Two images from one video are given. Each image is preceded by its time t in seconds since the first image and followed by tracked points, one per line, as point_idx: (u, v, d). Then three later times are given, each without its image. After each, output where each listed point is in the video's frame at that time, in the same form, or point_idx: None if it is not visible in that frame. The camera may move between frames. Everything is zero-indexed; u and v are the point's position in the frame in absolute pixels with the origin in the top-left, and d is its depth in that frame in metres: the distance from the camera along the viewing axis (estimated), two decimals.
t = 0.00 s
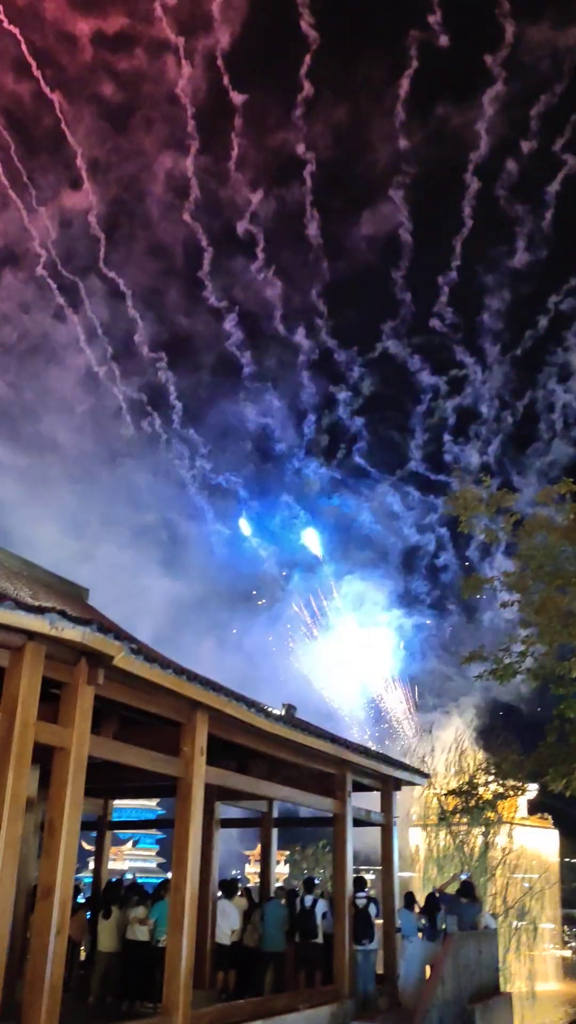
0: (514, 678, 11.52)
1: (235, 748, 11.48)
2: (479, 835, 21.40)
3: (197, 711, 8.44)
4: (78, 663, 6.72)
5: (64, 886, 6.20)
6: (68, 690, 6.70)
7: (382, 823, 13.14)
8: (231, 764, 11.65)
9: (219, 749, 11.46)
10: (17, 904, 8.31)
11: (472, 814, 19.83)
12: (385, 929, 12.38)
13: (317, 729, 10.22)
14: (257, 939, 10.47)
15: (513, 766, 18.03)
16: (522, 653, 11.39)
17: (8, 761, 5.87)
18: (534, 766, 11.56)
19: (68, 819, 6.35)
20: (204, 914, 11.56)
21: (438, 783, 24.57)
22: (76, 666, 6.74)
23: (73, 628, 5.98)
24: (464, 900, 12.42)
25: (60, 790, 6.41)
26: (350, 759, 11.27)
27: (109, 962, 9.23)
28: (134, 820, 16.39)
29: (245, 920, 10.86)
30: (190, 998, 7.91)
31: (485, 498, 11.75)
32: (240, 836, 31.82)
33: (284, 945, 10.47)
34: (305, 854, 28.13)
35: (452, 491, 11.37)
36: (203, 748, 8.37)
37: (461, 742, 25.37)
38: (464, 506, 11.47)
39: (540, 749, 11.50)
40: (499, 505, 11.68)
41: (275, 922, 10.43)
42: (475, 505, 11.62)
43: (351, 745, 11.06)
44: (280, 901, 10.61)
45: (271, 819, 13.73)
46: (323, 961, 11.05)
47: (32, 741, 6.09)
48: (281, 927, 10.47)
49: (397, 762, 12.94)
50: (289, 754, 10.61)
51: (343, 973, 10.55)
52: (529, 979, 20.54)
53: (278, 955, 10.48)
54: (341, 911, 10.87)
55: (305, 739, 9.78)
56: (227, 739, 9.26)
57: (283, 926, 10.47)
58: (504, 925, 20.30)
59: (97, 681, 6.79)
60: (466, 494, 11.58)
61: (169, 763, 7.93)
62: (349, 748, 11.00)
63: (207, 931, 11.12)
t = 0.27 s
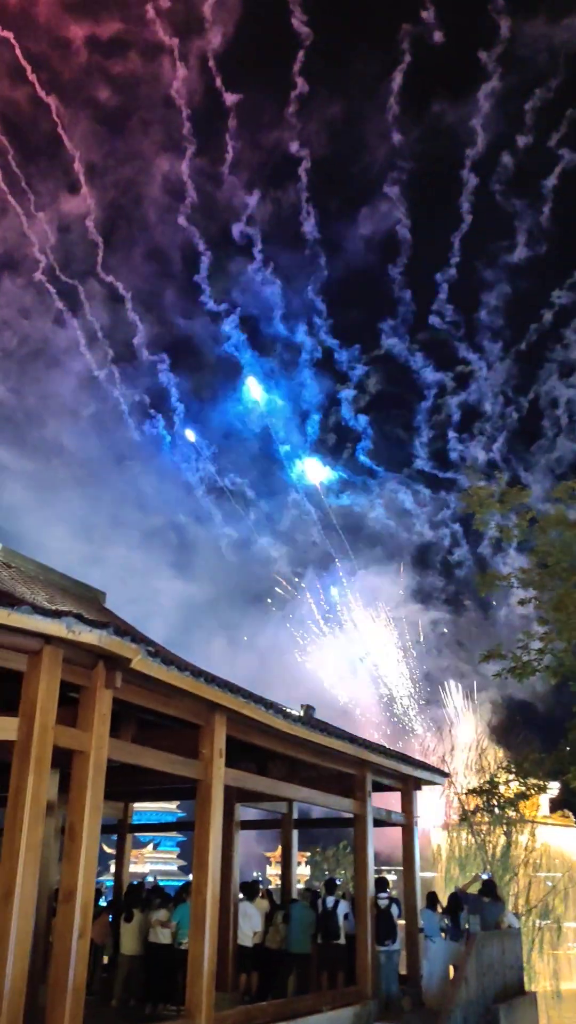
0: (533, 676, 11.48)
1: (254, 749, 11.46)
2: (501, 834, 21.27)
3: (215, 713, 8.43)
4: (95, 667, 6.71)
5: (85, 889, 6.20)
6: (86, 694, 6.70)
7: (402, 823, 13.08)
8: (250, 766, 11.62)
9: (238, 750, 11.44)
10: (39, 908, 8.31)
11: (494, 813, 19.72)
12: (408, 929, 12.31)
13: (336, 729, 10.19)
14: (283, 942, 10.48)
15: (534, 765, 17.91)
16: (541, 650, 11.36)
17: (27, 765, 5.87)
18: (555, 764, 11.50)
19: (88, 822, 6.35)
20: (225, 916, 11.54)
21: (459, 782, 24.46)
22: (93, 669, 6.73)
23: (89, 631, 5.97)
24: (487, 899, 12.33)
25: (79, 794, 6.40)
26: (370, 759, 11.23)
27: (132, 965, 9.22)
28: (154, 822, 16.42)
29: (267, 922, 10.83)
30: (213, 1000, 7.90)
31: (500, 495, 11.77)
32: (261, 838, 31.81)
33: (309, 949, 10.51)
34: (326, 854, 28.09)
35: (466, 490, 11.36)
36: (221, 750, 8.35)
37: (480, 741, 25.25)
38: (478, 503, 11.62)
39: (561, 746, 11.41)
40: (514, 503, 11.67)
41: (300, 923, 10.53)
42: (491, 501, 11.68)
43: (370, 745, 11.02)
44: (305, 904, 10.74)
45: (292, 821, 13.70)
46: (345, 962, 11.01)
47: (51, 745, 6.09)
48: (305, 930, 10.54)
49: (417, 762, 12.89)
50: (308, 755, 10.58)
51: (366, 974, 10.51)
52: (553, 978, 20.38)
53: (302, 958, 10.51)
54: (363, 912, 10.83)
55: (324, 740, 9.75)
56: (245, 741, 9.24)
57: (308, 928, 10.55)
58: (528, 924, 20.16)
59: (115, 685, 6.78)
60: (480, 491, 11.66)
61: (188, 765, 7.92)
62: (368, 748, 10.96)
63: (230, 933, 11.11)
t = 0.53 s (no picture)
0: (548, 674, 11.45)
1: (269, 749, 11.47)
2: (517, 833, 21.19)
3: (230, 713, 8.45)
4: (111, 668, 6.74)
5: (102, 890, 6.22)
6: (102, 695, 6.72)
7: (418, 823, 13.06)
8: (266, 766, 11.64)
9: (253, 750, 11.46)
10: (57, 908, 8.37)
11: (510, 812, 19.65)
12: (425, 929, 12.29)
13: (351, 729, 10.18)
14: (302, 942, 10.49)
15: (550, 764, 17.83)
16: (556, 649, 11.33)
17: (44, 766, 5.90)
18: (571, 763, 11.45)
19: (105, 823, 6.37)
20: (242, 916, 11.56)
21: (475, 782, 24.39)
22: (109, 671, 6.76)
23: (105, 633, 5.99)
24: (504, 899, 12.29)
25: (96, 795, 6.43)
26: (386, 759, 11.22)
27: (149, 965, 9.25)
28: (170, 822, 16.47)
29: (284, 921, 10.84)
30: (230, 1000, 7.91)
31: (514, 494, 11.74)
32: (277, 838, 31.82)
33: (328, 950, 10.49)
34: (342, 854, 28.08)
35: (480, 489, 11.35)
36: (237, 751, 8.37)
37: (496, 740, 25.17)
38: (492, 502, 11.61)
39: None
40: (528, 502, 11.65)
41: (319, 924, 10.50)
42: (505, 500, 11.66)
43: (385, 745, 11.01)
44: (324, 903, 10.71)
45: (308, 821, 13.70)
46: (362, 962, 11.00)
47: (68, 747, 6.12)
48: (324, 931, 10.47)
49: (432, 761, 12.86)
50: (323, 755, 10.58)
51: (383, 974, 10.50)
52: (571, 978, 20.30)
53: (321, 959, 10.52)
54: (380, 911, 10.82)
55: (339, 740, 9.75)
56: (260, 741, 9.26)
57: (327, 928, 10.51)
58: (545, 923, 20.07)
59: (130, 686, 6.80)
60: (494, 490, 11.64)
61: (203, 766, 7.94)
62: (383, 748, 10.95)
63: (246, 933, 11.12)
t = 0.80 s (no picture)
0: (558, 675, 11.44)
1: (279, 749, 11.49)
2: (527, 834, 21.13)
3: (239, 713, 8.46)
4: (120, 668, 6.76)
5: (112, 889, 6.24)
6: (112, 695, 6.75)
7: (428, 824, 13.06)
8: (275, 766, 11.66)
9: (262, 750, 11.47)
10: (67, 907, 8.40)
11: (519, 812, 19.59)
12: (434, 930, 12.26)
13: (360, 729, 10.19)
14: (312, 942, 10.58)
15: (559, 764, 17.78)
16: (565, 650, 11.32)
17: (54, 766, 5.92)
18: None
19: (115, 823, 6.39)
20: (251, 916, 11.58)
21: (484, 782, 24.33)
22: (119, 671, 6.78)
23: (114, 633, 6.02)
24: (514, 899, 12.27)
25: (106, 795, 6.45)
26: (395, 759, 11.23)
27: (159, 964, 9.28)
28: (180, 822, 16.50)
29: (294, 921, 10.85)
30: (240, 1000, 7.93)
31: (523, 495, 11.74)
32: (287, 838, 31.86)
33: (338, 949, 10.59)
34: (351, 854, 28.07)
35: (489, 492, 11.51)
36: (246, 751, 8.39)
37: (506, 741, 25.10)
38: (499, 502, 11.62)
39: None
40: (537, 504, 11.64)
41: (329, 924, 10.58)
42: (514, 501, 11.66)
43: (394, 745, 11.02)
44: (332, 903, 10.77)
45: (317, 821, 13.71)
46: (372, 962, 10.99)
47: (77, 747, 6.14)
48: (334, 931, 10.59)
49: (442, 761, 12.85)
50: (332, 755, 10.60)
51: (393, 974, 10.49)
52: None
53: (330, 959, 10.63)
54: (390, 912, 10.82)
55: (348, 740, 9.76)
56: (269, 741, 9.28)
57: (336, 928, 10.61)
58: (555, 924, 19.98)
59: (140, 686, 6.83)
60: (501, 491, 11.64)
61: (213, 766, 7.96)
62: (392, 748, 10.95)
63: (256, 934, 11.14)
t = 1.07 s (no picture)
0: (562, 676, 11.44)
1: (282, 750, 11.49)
2: (531, 835, 21.10)
3: (243, 715, 8.46)
4: (125, 669, 6.76)
5: (115, 890, 6.25)
6: (116, 696, 6.75)
7: (432, 825, 13.04)
8: (279, 767, 11.66)
9: (266, 751, 11.47)
10: (71, 908, 8.41)
11: (523, 814, 19.57)
12: (438, 932, 12.24)
13: (364, 730, 10.19)
14: (316, 945, 10.58)
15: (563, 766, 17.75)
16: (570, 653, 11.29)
17: (58, 766, 5.93)
18: None
19: (118, 824, 6.39)
20: (255, 918, 11.58)
21: (488, 783, 24.31)
22: (123, 672, 6.78)
23: (118, 634, 6.02)
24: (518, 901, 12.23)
25: (109, 796, 6.46)
26: (399, 761, 11.22)
27: (163, 966, 9.28)
28: (184, 823, 16.49)
29: (298, 923, 10.83)
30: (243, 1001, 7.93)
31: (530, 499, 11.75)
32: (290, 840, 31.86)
33: (342, 951, 10.60)
34: (355, 855, 28.05)
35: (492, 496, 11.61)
36: (250, 752, 8.39)
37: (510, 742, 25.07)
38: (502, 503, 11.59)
39: None
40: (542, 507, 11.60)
41: (332, 926, 10.57)
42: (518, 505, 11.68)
43: (398, 746, 11.01)
44: (335, 905, 10.76)
45: (320, 822, 13.70)
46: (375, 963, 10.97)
47: (81, 747, 6.14)
48: (337, 932, 10.58)
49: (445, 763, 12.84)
50: (336, 757, 10.59)
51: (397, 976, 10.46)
52: None
53: (334, 961, 10.62)
54: (393, 913, 10.82)
55: (352, 741, 9.76)
56: (273, 742, 9.27)
57: (339, 930, 10.61)
58: (558, 925, 19.95)
59: (144, 687, 6.83)
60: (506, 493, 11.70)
61: (216, 767, 7.96)
62: (396, 749, 10.94)
63: (259, 935, 11.12)
